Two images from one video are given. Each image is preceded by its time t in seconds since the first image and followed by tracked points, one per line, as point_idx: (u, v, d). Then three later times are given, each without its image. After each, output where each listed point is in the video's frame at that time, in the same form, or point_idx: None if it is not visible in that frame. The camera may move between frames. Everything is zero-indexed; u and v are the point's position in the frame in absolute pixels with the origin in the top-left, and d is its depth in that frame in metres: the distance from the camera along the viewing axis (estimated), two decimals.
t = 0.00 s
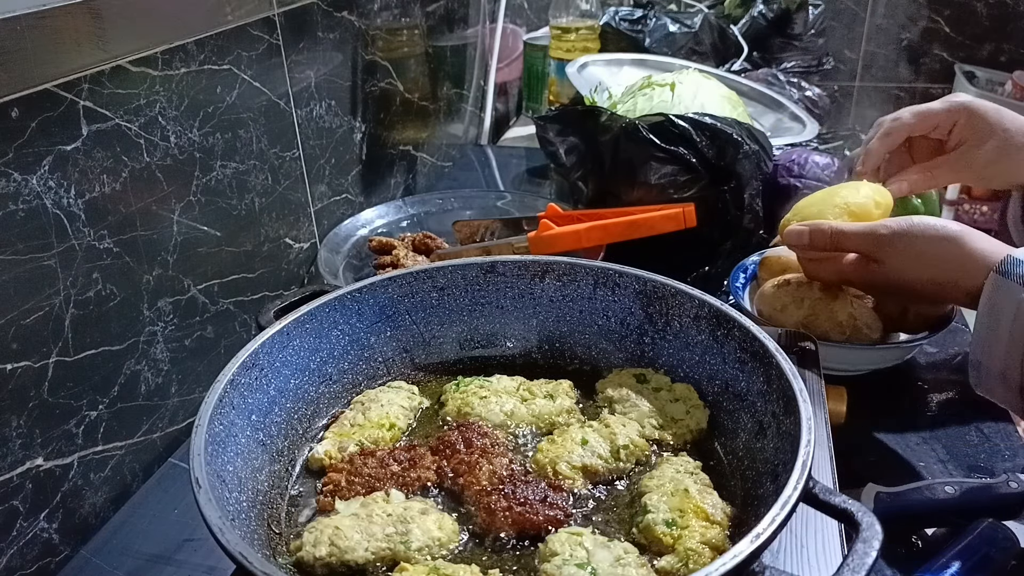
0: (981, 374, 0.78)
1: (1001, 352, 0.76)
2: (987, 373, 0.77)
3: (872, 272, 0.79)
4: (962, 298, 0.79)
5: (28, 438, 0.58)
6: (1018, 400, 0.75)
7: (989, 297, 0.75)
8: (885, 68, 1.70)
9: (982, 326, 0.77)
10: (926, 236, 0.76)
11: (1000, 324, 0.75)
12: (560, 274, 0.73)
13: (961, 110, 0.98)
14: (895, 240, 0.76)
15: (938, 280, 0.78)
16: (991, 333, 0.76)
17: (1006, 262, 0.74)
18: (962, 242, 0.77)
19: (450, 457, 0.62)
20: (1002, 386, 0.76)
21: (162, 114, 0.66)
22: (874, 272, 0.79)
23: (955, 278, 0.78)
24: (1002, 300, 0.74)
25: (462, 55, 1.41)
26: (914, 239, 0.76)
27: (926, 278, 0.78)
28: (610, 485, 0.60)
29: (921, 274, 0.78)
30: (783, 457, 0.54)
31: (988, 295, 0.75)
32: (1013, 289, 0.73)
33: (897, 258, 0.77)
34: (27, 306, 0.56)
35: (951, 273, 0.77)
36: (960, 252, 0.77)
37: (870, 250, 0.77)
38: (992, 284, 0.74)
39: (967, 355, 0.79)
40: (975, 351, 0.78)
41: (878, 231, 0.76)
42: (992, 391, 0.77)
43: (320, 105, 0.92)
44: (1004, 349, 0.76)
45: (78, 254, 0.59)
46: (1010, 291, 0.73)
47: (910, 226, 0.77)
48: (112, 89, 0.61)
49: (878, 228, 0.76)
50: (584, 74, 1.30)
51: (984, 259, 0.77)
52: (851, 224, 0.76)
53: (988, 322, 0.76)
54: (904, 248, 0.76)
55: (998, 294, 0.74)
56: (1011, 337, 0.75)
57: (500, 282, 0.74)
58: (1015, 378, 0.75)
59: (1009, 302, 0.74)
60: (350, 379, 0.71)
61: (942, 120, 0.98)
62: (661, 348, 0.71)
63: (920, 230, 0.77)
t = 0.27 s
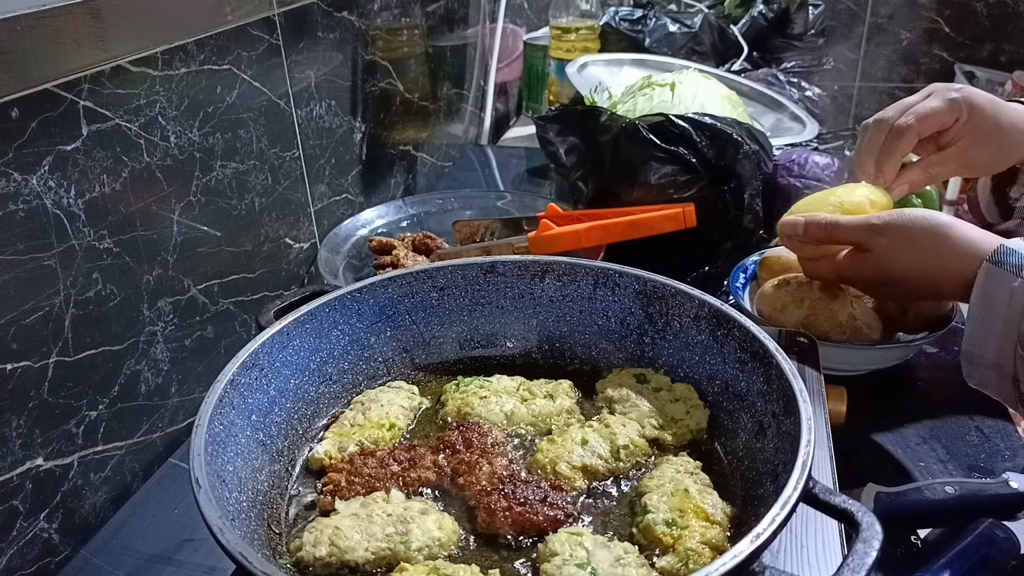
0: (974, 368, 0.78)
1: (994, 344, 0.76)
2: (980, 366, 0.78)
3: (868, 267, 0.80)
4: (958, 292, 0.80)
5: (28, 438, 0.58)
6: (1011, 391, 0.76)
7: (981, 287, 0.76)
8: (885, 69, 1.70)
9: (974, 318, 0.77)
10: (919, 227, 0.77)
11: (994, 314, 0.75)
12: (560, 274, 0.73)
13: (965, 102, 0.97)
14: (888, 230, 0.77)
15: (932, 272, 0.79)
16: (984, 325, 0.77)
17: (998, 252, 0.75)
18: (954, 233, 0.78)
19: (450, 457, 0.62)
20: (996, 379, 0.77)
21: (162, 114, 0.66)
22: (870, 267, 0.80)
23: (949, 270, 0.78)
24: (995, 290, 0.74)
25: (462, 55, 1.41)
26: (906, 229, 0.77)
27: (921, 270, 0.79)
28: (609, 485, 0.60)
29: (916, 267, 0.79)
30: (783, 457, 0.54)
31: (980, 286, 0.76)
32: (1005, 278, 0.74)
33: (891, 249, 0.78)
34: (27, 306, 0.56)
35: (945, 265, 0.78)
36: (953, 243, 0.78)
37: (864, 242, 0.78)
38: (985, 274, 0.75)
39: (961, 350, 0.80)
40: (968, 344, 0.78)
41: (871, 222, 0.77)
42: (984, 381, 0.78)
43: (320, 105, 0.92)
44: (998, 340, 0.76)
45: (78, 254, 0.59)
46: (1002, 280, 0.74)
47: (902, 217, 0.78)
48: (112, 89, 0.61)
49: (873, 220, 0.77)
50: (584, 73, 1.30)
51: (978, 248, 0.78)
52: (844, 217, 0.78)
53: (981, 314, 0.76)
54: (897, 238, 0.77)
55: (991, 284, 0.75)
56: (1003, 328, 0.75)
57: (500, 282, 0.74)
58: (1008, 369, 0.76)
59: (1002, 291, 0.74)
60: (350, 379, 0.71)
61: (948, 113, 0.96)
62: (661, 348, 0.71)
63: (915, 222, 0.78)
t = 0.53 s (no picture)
0: (974, 358, 0.79)
1: (993, 335, 0.76)
2: (979, 356, 0.78)
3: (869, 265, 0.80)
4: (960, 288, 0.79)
5: (28, 438, 0.58)
6: (1010, 381, 0.76)
7: (980, 279, 0.75)
8: (885, 69, 1.70)
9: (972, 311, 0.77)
10: (919, 220, 0.78)
11: (992, 306, 0.75)
12: (560, 274, 0.73)
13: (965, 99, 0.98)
14: (886, 221, 0.78)
15: (932, 265, 0.79)
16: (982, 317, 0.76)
17: (998, 244, 0.74)
18: (954, 226, 0.78)
19: (450, 457, 0.62)
20: (995, 369, 0.77)
21: (162, 114, 0.66)
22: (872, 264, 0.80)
23: (949, 263, 0.78)
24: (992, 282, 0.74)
25: (462, 55, 1.41)
26: (906, 221, 0.78)
27: (922, 264, 0.79)
28: (609, 485, 0.60)
29: (917, 260, 0.79)
30: (783, 457, 0.54)
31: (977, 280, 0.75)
32: (1004, 270, 0.73)
33: (891, 242, 0.78)
34: (27, 306, 0.56)
35: (945, 257, 0.78)
36: (953, 236, 0.78)
37: (863, 233, 0.79)
38: (983, 266, 0.75)
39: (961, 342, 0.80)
40: (968, 335, 0.78)
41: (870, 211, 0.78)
42: (983, 373, 0.79)
43: (320, 105, 0.92)
44: (996, 331, 0.76)
45: (78, 254, 0.59)
46: (1001, 272, 0.74)
47: (903, 210, 0.78)
48: (112, 89, 0.61)
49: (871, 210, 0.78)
50: (584, 73, 1.30)
51: (978, 242, 0.77)
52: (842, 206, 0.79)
53: (978, 306, 0.76)
54: (896, 230, 0.78)
55: (989, 277, 0.74)
56: (1001, 320, 0.75)
57: (500, 282, 0.74)
58: (1006, 360, 0.76)
59: (1000, 283, 0.74)
60: (350, 379, 0.71)
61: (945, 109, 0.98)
62: (661, 348, 0.71)
63: (915, 214, 0.78)
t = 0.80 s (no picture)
0: (972, 351, 0.79)
1: (991, 328, 0.77)
2: (977, 348, 0.78)
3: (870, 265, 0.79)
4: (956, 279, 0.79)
5: (28, 438, 0.58)
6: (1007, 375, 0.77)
7: (979, 274, 0.75)
8: (885, 69, 1.70)
9: (970, 303, 0.77)
10: (919, 216, 0.77)
11: (990, 300, 0.75)
12: (560, 274, 0.73)
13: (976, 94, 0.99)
14: (888, 218, 0.77)
15: (932, 261, 0.78)
16: (980, 310, 0.77)
17: (996, 240, 0.75)
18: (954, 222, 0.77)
19: (450, 457, 0.62)
20: (992, 359, 0.78)
21: (162, 114, 0.66)
22: (875, 263, 0.79)
23: (948, 259, 0.78)
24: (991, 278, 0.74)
25: (462, 55, 1.41)
26: (906, 217, 0.77)
27: (922, 260, 0.78)
28: (609, 485, 0.60)
29: (917, 257, 0.78)
30: (783, 457, 0.54)
31: (977, 273, 0.75)
32: (1001, 264, 0.73)
33: (894, 239, 0.77)
34: (27, 306, 0.56)
35: (945, 253, 0.77)
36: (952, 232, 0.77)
37: (864, 230, 0.78)
38: (982, 262, 0.75)
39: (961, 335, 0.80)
40: (965, 327, 0.79)
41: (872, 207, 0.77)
42: (982, 365, 0.79)
43: (320, 105, 0.93)
44: (994, 324, 0.76)
45: (78, 254, 0.59)
46: (1000, 267, 0.74)
47: (903, 206, 0.77)
48: (113, 89, 0.61)
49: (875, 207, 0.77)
50: (584, 74, 1.30)
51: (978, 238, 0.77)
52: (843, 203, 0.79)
53: (977, 300, 0.76)
54: (897, 227, 0.77)
55: (988, 272, 0.74)
56: (999, 311, 0.75)
57: (500, 283, 0.74)
58: (1004, 353, 0.77)
59: (998, 278, 0.74)
60: (350, 378, 0.71)
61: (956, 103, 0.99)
62: (661, 348, 0.71)
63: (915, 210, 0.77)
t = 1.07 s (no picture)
0: (968, 352, 0.79)
1: (987, 328, 0.77)
2: (973, 350, 0.79)
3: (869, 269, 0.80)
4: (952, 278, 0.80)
5: (28, 438, 0.58)
6: (1002, 377, 0.77)
7: (976, 275, 0.76)
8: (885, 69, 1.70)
9: (967, 305, 0.77)
10: (914, 220, 0.78)
11: (987, 301, 0.76)
12: (560, 274, 0.73)
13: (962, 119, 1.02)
14: (884, 223, 0.78)
15: (930, 262, 0.79)
16: (977, 311, 0.77)
17: (993, 240, 0.75)
18: (948, 226, 0.79)
19: (450, 457, 0.62)
20: (988, 360, 0.78)
21: (162, 114, 0.66)
22: (873, 266, 0.80)
23: (946, 259, 0.79)
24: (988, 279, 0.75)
25: (462, 55, 1.41)
26: (902, 222, 0.78)
27: (920, 262, 0.79)
28: (609, 485, 0.60)
29: (914, 258, 0.79)
30: (783, 457, 0.54)
31: (975, 275, 0.76)
32: (998, 266, 0.74)
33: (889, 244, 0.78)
34: (27, 306, 0.56)
35: (941, 253, 0.79)
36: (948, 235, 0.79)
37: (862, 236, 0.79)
38: (980, 263, 0.75)
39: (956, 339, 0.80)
40: (961, 330, 0.79)
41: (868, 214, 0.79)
42: (977, 367, 0.79)
43: (320, 105, 0.92)
44: (990, 325, 0.77)
45: (78, 254, 0.59)
46: (996, 268, 0.74)
47: (898, 210, 0.79)
48: (113, 89, 0.61)
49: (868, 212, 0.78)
50: (584, 74, 1.30)
51: (971, 238, 0.79)
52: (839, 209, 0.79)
53: (974, 302, 0.77)
54: (894, 232, 0.78)
55: (985, 273, 0.75)
56: (996, 312, 0.76)
57: (500, 283, 0.74)
58: (1001, 354, 0.77)
59: (995, 279, 0.75)
60: (350, 379, 0.71)
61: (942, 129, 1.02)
62: (661, 348, 0.71)
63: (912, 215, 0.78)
